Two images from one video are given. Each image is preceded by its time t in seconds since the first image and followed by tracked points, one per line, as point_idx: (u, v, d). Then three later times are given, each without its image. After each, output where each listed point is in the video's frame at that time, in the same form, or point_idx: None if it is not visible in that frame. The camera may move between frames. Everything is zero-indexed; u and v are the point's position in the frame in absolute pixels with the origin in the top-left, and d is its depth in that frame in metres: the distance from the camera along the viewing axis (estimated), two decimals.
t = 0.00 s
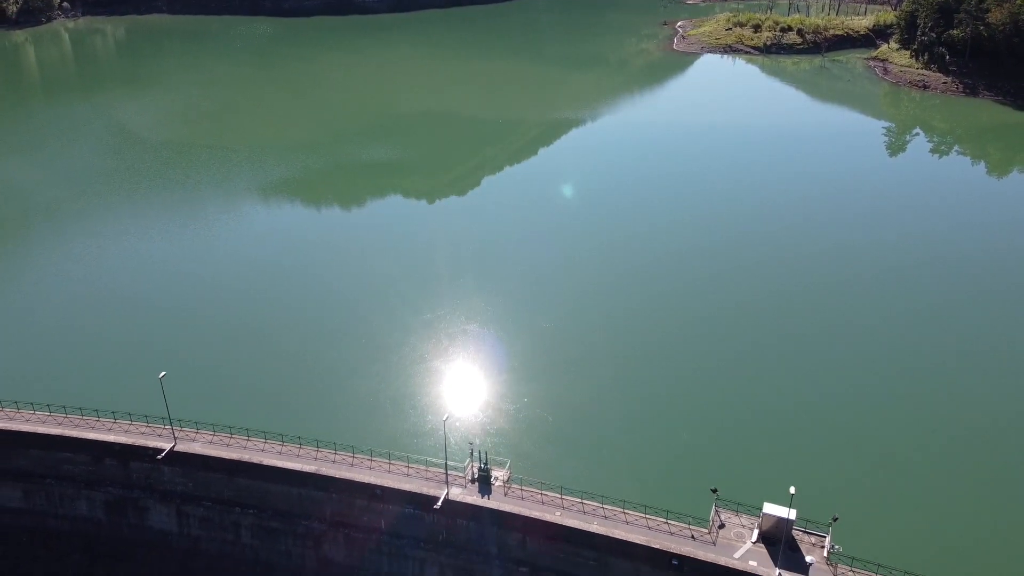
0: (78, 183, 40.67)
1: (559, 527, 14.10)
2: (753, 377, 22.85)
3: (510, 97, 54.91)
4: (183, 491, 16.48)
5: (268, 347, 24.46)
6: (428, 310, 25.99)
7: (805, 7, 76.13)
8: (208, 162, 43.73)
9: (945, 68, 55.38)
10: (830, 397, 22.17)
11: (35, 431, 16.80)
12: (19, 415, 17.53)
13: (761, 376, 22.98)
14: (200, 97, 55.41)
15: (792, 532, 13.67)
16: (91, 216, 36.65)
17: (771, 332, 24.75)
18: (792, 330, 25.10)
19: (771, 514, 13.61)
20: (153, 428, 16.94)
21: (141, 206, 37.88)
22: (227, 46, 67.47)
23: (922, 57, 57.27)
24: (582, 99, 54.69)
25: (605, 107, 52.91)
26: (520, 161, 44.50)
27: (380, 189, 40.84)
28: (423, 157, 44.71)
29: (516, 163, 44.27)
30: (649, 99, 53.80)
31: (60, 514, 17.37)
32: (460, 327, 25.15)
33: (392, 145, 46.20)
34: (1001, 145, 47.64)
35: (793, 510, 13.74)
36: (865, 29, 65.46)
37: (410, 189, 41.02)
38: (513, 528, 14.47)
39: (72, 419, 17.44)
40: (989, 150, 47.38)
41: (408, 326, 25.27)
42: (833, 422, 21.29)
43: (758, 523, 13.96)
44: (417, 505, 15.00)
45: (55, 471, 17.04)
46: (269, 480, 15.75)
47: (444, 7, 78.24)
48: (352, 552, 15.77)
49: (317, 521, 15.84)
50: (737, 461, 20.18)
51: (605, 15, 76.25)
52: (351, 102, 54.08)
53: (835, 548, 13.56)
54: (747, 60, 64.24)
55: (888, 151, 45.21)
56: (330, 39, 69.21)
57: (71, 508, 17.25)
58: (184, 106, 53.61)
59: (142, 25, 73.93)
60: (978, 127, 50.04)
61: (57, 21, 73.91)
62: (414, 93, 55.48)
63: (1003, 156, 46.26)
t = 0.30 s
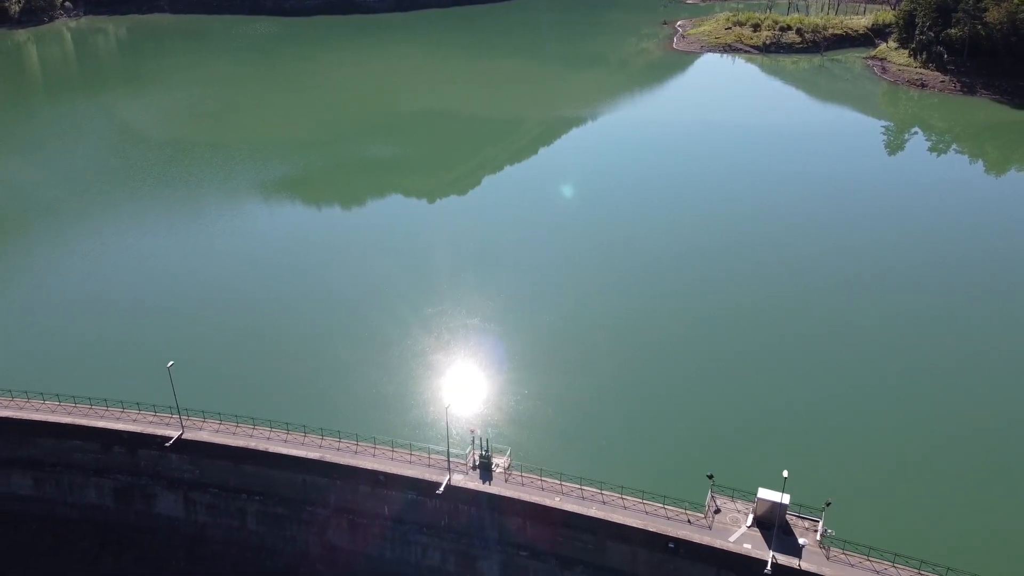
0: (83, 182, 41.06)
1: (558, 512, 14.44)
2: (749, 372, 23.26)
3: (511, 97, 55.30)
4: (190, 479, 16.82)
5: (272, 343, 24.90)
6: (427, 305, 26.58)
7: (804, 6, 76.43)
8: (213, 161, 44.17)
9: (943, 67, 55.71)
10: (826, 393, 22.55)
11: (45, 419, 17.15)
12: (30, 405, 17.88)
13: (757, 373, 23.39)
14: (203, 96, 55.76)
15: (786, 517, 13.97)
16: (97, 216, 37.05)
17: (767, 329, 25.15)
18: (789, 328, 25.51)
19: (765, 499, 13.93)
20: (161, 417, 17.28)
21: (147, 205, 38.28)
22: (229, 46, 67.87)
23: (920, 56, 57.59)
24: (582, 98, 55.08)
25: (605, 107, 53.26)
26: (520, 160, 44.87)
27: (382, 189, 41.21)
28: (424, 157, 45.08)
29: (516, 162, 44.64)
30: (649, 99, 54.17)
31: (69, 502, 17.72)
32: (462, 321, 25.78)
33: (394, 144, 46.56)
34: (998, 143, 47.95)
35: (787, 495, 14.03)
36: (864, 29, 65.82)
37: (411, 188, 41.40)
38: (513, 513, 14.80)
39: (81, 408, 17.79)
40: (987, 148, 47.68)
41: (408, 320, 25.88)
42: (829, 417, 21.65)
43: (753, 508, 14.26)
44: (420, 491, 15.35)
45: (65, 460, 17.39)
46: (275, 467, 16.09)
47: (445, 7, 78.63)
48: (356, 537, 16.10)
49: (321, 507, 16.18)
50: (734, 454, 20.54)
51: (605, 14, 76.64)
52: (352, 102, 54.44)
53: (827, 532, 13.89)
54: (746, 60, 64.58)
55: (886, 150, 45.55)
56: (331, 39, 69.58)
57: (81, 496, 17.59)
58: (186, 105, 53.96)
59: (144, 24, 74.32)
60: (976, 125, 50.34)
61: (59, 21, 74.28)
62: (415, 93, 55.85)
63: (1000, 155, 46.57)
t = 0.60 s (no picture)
0: (90, 181, 41.55)
1: (558, 494, 14.84)
2: (745, 365, 23.70)
3: (513, 96, 55.80)
4: (199, 464, 17.24)
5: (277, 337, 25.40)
6: (427, 299, 27.31)
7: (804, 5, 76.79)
8: (217, 160, 44.66)
9: (941, 65, 56.10)
10: (822, 386, 22.95)
11: (57, 406, 17.57)
12: (41, 393, 18.30)
13: (753, 365, 23.83)
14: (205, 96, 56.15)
15: (779, 499, 14.35)
16: (104, 214, 37.53)
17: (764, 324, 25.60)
18: (785, 323, 25.97)
19: (758, 481, 14.30)
20: (169, 405, 17.69)
21: (154, 204, 38.79)
22: (231, 45, 68.33)
23: (918, 54, 58.02)
24: (583, 97, 55.54)
25: (605, 106, 53.72)
26: (522, 159, 45.35)
27: (386, 188, 41.67)
28: (426, 155, 45.55)
29: (518, 161, 45.12)
30: (649, 98, 54.61)
31: (80, 488, 18.13)
32: (463, 315, 26.41)
33: (396, 143, 47.01)
34: (996, 141, 48.34)
35: (780, 478, 14.41)
36: (862, 28, 66.26)
37: (413, 187, 41.90)
38: (514, 496, 15.21)
39: (91, 396, 18.20)
40: (984, 146, 48.05)
41: (410, 313, 26.57)
42: (824, 407, 22.06)
43: (747, 491, 14.65)
44: (423, 475, 15.77)
45: (76, 446, 17.80)
46: (282, 453, 16.51)
47: (446, 6, 79.09)
48: (361, 521, 16.52)
49: (327, 492, 16.60)
50: (730, 444, 20.95)
51: (605, 14, 77.07)
52: (355, 101, 54.90)
53: (819, 514, 14.25)
54: (746, 58, 64.98)
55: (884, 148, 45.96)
56: (333, 38, 70.03)
57: (91, 482, 18.02)
58: (189, 104, 54.38)
59: (146, 23, 74.77)
60: (973, 123, 50.71)
61: (61, 20, 74.72)
62: (417, 92, 56.29)
63: (997, 153, 46.96)
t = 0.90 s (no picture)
0: (95, 180, 42.06)
1: (557, 475, 15.33)
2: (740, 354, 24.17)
3: (514, 95, 56.35)
4: (208, 448, 17.72)
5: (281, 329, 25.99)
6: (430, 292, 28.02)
7: (803, 5, 77.27)
8: (221, 159, 45.17)
9: (938, 64, 56.54)
10: (814, 375, 23.48)
11: (69, 392, 18.04)
12: (54, 380, 18.78)
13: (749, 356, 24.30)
14: (207, 95, 56.58)
15: (771, 480, 14.81)
16: (110, 212, 38.08)
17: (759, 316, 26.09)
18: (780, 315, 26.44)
19: (750, 463, 14.74)
20: (179, 391, 18.18)
21: (159, 202, 39.31)
22: (233, 44, 68.85)
23: (915, 53, 58.48)
24: (583, 96, 56.06)
25: (605, 105, 54.25)
26: (523, 157, 45.89)
27: (388, 186, 42.17)
28: (429, 154, 46.08)
29: (518, 159, 45.63)
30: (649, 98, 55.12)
31: (91, 473, 18.61)
32: (464, 308, 27.16)
33: (398, 143, 47.53)
34: (992, 140, 48.79)
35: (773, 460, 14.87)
36: (860, 27, 66.78)
37: (415, 185, 42.40)
38: (515, 477, 15.69)
39: (102, 383, 18.70)
40: (981, 144, 48.46)
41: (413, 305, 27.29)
42: (818, 395, 22.52)
43: (741, 473, 15.11)
44: (426, 457, 16.24)
45: (88, 432, 18.28)
46: (289, 437, 16.98)
47: (447, 5, 79.61)
48: (366, 503, 16.99)
49: (332, 475, 17.07)
50: (726, 431, 21.43)
51: (605, 13, 77.57)
52: (357, 100, 55.41)
53: (809, 494, 14.68)
54: (744, 57, 65.47)
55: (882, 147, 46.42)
56: (335, 37, 70.55)
57: (102, 467, 18.50)
58: (191, 103, 54.90)
59: (148, 22, 75.28)
60: (970, 121, 51.17)
61: (64, 19, 75.20)
62: (419, 90, 56.81)
63: (994, 151, 47.40)
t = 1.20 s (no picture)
0: (101, 177, 42.61)
1: (556, 455, 15.85)
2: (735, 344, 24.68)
3: (514, 94, 56.90)
4: (216, 432, 18.24)
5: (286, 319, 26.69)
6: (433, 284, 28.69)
7: (802, 4, 77.81)
8: (225, 157, 45.72)
9: (935, 62, 56.96)
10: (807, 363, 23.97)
11: (82, 377, 18.57)
12: (66, 366, 19.31)
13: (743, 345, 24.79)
14: (210, 94, 57.09)
15: (762, 460, 15.34)
16: (115, 211, 38.62)
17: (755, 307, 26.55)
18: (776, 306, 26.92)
19: (743, 443, 15.28)
20: (188, 376, 18.71)
21: (164, 201, 39.84)
22: (235, 43, 69.43)
23: (912, 51, 58.94)
24: (583, 96, 56.60)
25: (605, 104, 54.79)
26: (523, 156, 46.39)
27: (390, 184, 42.70)
28: (430, 153, 46.61)
29: (518, 158, 46.16)
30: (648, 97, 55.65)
31: (102, 457, 19.14)
32: (466, 299, 27.91)
33: (400, 142, 48.05)
34: (989, 138, 49.19)
35: (764, 441, 15.39)
36: (859, 26, 67.26)
37: (416, 184, 42.91)
38: (515, 458, 16.22)
39: (113, 369, 19.25)
40: (978, 142, 48.86)
41: (418, 296, 27.99)
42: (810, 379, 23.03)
43: (733, 454, 15.62)
44: (429, 439, 16.77)
45: (100, 416, 18.81)
46: (296, 421, 17.50)
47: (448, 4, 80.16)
48: (371, 485, 17.51)
49: (338, 457, 17.58)
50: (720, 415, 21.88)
51: (605, 13, 78.14)
52: (359, 99, 55.97)
53: (800, 474, 15.19)
54: (743, 56, 66.01)
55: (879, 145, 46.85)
56: (336, 36, 71.12)
57: (113, 450, 19.03)
58: (194, 102, 55.50)
59: (151, 21, 75.86)
60: (967, 120, 51.60)
61: (67, 17, 75.81)
62: (420, 89, 57.36)
63: (991, 149, 47.78)
